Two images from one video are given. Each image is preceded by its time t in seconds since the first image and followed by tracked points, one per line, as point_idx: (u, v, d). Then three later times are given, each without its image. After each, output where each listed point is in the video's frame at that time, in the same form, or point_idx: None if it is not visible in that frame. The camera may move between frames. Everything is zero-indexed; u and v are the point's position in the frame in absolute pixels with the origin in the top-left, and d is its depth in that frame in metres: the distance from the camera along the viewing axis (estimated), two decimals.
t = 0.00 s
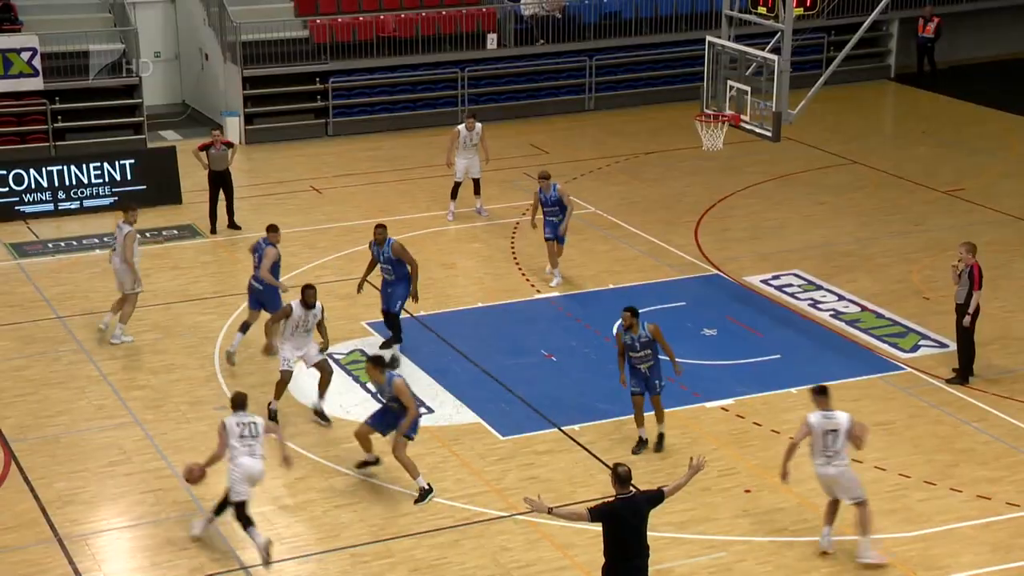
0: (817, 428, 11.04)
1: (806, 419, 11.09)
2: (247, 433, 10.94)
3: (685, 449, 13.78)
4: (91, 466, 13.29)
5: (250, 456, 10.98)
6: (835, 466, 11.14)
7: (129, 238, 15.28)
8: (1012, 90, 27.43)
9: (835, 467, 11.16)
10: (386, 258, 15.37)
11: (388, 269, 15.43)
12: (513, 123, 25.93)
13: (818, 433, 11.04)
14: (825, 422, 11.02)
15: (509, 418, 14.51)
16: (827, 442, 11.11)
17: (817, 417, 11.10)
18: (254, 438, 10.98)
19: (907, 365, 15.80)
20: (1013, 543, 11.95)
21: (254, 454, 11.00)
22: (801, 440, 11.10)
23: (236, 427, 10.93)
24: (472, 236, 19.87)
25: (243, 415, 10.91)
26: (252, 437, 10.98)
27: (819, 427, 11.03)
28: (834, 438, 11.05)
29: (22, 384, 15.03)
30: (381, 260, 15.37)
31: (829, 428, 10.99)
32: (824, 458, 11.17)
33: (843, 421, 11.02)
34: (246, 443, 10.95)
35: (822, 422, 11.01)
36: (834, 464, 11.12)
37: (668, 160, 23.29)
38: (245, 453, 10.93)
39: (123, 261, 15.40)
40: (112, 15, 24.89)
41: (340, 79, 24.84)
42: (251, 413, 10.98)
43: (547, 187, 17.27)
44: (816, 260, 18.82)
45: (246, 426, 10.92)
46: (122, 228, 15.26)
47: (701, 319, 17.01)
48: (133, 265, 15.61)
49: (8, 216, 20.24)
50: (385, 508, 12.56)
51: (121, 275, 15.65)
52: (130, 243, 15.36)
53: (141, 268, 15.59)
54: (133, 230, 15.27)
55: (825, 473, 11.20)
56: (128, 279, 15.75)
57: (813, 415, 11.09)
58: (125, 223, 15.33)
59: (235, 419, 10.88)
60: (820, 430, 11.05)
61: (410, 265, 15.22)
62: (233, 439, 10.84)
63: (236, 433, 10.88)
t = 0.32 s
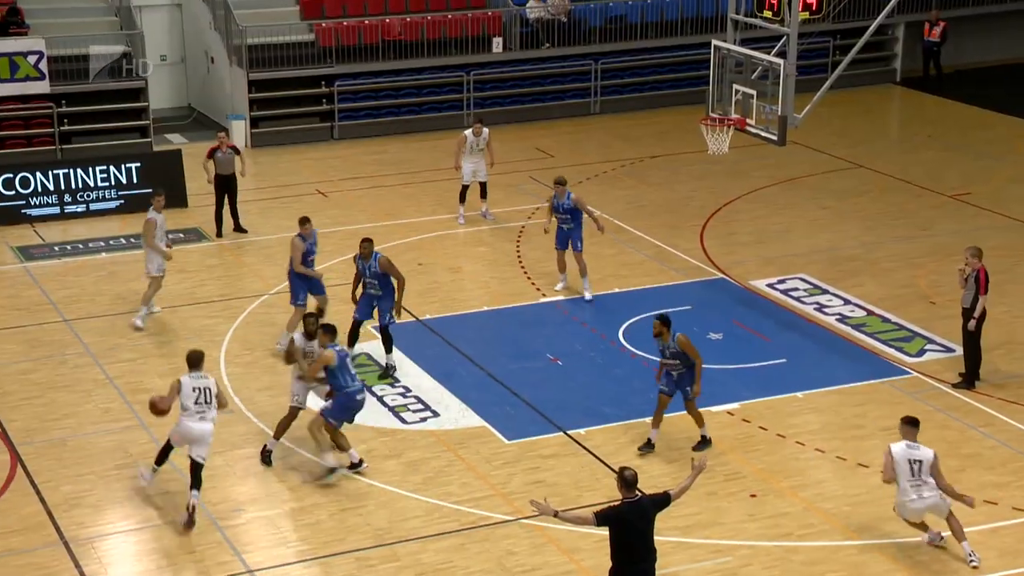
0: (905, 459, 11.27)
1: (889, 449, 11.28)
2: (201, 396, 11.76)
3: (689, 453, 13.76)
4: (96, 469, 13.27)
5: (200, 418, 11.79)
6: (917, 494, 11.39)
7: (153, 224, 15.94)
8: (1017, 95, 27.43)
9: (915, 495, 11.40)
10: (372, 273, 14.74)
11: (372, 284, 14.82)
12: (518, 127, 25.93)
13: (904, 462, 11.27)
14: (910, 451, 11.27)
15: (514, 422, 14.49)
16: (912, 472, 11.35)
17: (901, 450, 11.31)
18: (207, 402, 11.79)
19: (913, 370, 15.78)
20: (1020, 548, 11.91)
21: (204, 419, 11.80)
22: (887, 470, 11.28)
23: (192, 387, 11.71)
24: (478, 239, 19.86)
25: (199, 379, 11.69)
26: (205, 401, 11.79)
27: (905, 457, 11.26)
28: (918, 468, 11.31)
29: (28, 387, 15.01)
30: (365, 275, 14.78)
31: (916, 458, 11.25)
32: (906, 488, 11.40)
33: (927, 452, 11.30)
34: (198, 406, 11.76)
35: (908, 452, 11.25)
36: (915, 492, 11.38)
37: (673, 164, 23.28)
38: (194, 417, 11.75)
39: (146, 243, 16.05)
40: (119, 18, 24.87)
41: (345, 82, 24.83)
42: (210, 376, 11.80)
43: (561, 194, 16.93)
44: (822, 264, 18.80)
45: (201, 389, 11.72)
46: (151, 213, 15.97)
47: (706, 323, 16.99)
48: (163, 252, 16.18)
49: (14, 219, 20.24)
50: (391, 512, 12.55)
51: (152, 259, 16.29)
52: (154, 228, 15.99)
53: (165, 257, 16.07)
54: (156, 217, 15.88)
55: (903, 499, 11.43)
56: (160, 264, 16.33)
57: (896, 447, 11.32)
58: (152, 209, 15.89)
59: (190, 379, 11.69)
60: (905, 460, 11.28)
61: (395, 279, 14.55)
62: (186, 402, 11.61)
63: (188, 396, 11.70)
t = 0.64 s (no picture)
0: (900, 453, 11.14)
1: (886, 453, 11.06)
2: (192, 371, 12.83)
3: (700, 465, 13.73)
4: (109, 479, 13.30)
5: (186, 391, 12.89)
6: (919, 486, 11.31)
7: (186, 216, 16.82)
8: None
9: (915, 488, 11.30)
10: (368, 298, 14.64)
11: (372, 309, 14.73)
12: (531, 138, 25.96)
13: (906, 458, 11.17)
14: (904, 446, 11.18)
15: (526, 433, 14.48)
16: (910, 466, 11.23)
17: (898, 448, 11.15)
18: (194, 380, 12.82)
19: (926, 382, 15.74)
20: None
21: (185, 395, 12.85)
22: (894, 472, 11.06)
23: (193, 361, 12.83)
24: (491, 250, 19.86)
25: (196, 358, 12.74)
26: (196, 377, 12.84)
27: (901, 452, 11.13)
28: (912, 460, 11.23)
29: (42, 397, 15.06)
30: (365, 299, 14.67)
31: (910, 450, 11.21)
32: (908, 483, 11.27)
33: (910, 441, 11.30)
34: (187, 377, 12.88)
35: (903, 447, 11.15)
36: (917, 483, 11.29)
37: (686, 175, 23.27)
38: (180, 388, 12.86)
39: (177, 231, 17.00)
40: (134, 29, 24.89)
41: (359, 93, 24.87)
42: (209, 358, 12.78)
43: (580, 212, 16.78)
44: (835, 276, 18.77)
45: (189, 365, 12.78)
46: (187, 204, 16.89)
47: (719, 334, 16.97)
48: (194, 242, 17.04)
49: (29, 229, 20.32)
50: (402, 522, 12.55)
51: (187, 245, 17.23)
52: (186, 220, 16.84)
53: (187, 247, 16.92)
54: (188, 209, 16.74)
55: (906, 495, 11.27)
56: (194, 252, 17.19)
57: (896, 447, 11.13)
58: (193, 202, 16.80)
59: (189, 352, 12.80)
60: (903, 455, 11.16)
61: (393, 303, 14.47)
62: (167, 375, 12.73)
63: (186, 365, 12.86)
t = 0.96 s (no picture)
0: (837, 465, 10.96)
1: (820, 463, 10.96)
2: (225, 347, 13.59)
3: (702, 482, 13.73)
4: (109, 496, 13.30)
5: (220, 366, 13.67)
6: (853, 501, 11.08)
7: (210, 236, 17.17)
8: None
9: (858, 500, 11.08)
10: (374, 319, 14.86)
11: (376, 330, 14.94)
12: (533, 155, 26.01)
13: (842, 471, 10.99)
14: (839, 459, 10.97)
15: (528, 450, 14.47)
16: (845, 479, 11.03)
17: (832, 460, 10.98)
18: (228, 355, 13.59)
19: (928, 400, 15.72)
20: None
21: (221, 369, 13.66)
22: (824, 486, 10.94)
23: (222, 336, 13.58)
24: (492, 267, 19.89)
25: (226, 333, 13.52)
26: (229, 353, 13.61)
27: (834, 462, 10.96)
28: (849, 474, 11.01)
29: (43, 414, 15.06)
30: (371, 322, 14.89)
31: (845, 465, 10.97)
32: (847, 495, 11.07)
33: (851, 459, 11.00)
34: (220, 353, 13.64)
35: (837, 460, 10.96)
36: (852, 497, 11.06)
37: (687, 193, 23.28)
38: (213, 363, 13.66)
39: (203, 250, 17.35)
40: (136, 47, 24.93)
41: (361, 110, 24.92)
42: (240, 335, 13.56)
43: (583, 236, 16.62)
44: (837, 293, 18.77)
45: (223, 342, 13.54)
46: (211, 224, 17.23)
47: (721, 351, 16.97)
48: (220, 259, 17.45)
49: (30, 246, 20.33)
50: (403, 540, 12.53)
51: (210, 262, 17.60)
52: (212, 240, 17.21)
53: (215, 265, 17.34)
54: (216, 230, 17.12)
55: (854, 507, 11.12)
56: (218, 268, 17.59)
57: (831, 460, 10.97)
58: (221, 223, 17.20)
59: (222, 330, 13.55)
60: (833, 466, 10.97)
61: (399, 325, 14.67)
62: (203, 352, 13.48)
63: (217, 341, 13.61)
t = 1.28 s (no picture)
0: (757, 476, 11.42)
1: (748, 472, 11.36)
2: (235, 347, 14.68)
3: (701, 497, 13.72)
4: (108, 512, 13.29)
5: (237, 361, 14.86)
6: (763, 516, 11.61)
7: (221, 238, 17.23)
8: None
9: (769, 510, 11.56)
10: (436, 320, 14.62)
11: (433, 332, 14.69)
12: (531, 170, 26.04)
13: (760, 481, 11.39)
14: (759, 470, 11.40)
15: (526, 465, 14.44)
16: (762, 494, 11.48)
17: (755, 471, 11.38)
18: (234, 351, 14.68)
19: (927, 415, 15.72)
20: None
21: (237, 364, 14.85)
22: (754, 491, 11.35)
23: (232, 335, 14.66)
24: (491, 282, 19.90)
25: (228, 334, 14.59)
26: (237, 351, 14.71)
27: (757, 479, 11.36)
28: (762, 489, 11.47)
29: (41, 430, 15.05)
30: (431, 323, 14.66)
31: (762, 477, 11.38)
32: (746, 506, 11.55)
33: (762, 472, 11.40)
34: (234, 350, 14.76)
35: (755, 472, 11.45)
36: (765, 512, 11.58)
37: (685, 208, 23.30)
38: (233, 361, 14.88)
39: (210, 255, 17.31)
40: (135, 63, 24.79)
41: (360, 124, 24.94)
42: (240, 331, 14.54)
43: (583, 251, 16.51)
44: (836, 308, 18.78)
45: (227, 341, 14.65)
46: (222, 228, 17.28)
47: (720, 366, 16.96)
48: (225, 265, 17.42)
49: (29, 261, 20.34)
50: (402, 555, 12.51)
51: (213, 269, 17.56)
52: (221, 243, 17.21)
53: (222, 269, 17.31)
54: (226, 233, 17.17)
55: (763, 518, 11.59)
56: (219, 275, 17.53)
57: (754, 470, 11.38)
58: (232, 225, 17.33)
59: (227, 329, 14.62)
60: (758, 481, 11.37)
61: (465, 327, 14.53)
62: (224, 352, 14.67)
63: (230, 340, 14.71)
